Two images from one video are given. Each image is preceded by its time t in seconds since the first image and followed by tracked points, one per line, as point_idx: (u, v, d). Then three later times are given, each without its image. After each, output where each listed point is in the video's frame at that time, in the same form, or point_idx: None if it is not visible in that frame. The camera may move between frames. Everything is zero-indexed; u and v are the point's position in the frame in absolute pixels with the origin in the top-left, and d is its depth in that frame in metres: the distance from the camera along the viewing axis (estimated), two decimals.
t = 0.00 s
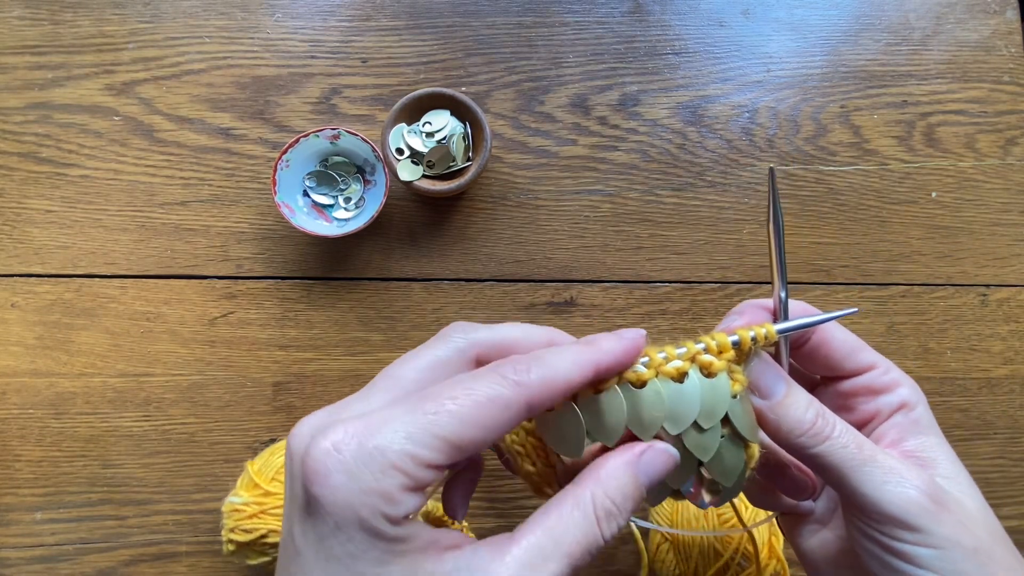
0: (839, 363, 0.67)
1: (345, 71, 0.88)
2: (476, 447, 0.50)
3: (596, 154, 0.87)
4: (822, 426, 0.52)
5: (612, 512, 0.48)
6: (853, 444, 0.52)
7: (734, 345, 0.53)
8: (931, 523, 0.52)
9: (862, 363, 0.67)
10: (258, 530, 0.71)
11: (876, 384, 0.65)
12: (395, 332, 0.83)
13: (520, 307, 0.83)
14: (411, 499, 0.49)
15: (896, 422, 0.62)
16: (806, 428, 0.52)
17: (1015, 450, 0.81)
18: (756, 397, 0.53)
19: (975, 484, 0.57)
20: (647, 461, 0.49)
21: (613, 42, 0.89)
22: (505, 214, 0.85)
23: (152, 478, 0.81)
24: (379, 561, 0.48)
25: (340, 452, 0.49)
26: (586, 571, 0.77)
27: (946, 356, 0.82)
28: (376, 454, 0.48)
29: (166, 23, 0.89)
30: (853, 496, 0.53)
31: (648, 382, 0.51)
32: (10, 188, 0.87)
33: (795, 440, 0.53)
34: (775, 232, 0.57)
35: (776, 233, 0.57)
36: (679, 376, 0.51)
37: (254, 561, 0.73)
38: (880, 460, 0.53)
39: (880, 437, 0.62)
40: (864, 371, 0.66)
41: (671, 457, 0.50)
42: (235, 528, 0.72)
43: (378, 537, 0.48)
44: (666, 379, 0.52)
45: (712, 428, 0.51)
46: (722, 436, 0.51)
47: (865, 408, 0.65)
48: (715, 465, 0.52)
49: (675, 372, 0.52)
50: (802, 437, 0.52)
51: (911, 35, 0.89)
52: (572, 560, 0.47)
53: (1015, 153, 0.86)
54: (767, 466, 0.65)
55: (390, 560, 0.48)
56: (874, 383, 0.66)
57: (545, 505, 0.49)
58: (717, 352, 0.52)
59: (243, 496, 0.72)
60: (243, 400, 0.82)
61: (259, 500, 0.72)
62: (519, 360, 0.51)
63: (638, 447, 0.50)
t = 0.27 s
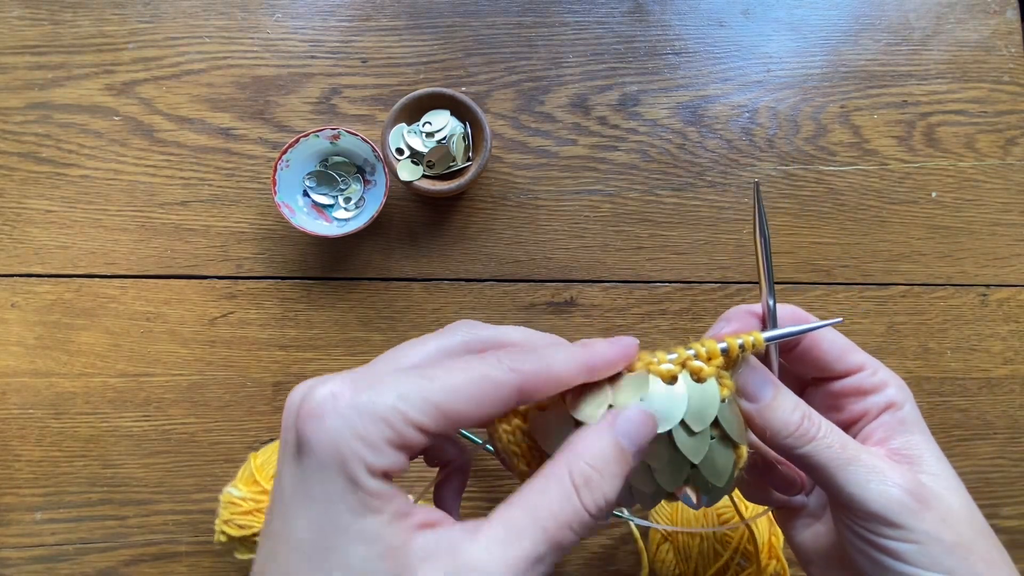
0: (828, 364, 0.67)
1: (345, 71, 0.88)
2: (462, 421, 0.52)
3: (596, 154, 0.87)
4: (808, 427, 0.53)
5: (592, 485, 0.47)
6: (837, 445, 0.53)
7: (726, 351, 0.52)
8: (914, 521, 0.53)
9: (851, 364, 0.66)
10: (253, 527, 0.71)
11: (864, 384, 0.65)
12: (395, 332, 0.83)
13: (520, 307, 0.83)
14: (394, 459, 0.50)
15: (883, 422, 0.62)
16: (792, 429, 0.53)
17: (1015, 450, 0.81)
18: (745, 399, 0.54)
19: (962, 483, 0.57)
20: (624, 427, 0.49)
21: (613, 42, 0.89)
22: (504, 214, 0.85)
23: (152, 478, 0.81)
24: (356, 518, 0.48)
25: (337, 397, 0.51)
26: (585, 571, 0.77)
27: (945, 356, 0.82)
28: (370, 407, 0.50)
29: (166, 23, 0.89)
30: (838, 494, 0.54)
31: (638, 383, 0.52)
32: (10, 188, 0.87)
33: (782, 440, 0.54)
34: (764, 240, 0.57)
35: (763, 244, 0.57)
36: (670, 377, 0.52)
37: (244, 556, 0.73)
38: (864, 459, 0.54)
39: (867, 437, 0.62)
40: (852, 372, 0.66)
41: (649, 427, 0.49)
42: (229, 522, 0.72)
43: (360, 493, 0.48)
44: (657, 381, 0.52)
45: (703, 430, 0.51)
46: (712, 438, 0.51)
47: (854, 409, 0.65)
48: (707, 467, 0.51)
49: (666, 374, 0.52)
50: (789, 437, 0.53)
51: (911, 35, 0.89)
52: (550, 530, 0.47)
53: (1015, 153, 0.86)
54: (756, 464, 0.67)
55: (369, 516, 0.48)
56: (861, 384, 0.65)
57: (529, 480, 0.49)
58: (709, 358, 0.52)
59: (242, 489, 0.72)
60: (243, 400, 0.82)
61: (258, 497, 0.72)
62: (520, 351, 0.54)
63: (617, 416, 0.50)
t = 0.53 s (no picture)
0: (828, 364, 0.67)
1: (345, 71, 0.88)
2: (445, 378, 0.53)
3: (596, 154, 0.87)
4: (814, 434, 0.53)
5: (557, 419, 0.47)
6: (845, 452, 0.53)
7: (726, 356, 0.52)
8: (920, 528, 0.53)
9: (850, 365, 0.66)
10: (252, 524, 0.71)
11: (864, 385, 0.65)
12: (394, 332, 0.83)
13: (520, 307, 0.83)
14: (374, 407, 0.52)
15: (885, 424, 0.62)
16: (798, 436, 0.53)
17: (1015, 450, 0.81)
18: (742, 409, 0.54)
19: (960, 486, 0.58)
20: (593, 366, 0.48)
21: (613, 42, 0.89)
22: (504, 214, 0.85)
23: (152, 478, 0.81)
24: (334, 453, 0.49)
25: (325, 343, 0.52)
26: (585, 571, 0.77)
27: (945, 356, 0.82)
28: (356, 355, 0.52)
29: (166, 23, 0.89)
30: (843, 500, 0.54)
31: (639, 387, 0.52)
32: (10, 188, 0.87)
33: (788, 446, 0.53)
34: (768, 250, 0.56)
35: (769, 248, 0.56)
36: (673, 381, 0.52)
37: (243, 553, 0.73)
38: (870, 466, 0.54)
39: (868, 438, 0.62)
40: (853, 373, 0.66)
41: (622, 366, 0.48)
42: (229, 519, 0.72)
43: (339, 428, 0.50)
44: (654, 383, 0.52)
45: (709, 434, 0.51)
46: (716, 442, 0.52)
47: (854, 410, 0.65)
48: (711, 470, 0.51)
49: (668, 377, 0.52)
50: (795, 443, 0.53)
51: (911, 35, 0.89)
52: (514, 458, 0.47)
53: (1015, 153, 0.86)
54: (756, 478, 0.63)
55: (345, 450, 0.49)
56: (863, 384, 0.65)
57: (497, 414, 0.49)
58: (709, 362, 0.52)
59: (241, 487, 0.73)
60: (243, 400, 0.82)
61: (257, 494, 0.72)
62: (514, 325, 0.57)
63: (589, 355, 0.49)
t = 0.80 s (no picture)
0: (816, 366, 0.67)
1: (345, 71, 0.88)
2: (475, 414, 0.53)
3: (596, 154, 0.87)
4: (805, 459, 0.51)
5: (599, 440, 0.52)
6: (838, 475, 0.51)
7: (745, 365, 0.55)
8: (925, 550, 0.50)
9: (839, 368, 0.66)
10: (248, 524, 0.71)
11: (855, 391, 0.65)
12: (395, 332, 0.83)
13: (520, 307, 0.83)
14: (412, 449, 0.51)
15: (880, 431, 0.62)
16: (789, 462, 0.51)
17: (1015, 450, 0.81)
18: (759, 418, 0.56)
19: (956, 492, 0.57)
20: (635, 389, 0.51)
21: (613, 42, 0.89)
22: (504, 214, 0.85)
23: (152, 478, 0.81)
24: (380, 491, 0.50)
25: (348, 392, 0.50)
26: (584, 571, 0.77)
27: (945, 356, 0.82)
28: (383, 402, 0.50)
29: (166, 23, 0.89)
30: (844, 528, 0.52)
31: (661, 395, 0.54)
32: (10, 188, 0.87)
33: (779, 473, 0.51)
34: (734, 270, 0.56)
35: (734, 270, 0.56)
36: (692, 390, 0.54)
37: (242, 553, 0.73)
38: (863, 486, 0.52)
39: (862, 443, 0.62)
40: (841, 376, 0.66)
41: (659, 386, 0.51)
42: (226, 520, 0.72)
43: (378, 468, 0.50)
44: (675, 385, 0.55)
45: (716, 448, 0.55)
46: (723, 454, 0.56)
47: (846, 415, 0.65)
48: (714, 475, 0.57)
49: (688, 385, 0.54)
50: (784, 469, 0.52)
51: (911, 35, 0.89)
52: (561, 481, 0.51)
53: (1015, 153, 0.86)
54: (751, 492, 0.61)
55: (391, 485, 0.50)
56: (850, 389, 0.65)
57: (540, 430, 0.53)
58: (729, 372, 0.54)
59: (236, 488, 0.72)
60: (243, 400, 0.82)
61: (252, 494, 0.72)
62: (534, 345, 0.55)
63: (626, 373, 0.52)
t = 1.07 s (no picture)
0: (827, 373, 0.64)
1: (345, 71, 0.88)
2: (449, 384, 0.60)
3: (596, 154, 0.87)
4: (808, 492, 0.50)
5: (567, 419, 0.46)
6: (841, 505, 0.50)
7: (761, 390, 0.52)
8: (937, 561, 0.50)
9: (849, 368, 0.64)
10: (264, 527, 0.70)
11: (864, 389, 0.63)
12: (395, 333, 0.83)
13: (520, 307, 0.83)
14: (393, 410, 0.58)
15: (885, 428, 0.61)
16: (791, 498, 0.49)
17: (1015, 450, 0.81)
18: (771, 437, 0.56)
19: (962, 485, 0.57)
20: (605, 362, 0.48)
21: (613, 42, 0.89)
22: (504, 214, 0.85)
23: (152, 478, 0.81)
24: (361, 441, 0.54)
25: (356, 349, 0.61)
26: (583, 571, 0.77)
27: (945, 356, 0.82)
28: (376, 356, 0.59)
29: (166, 23, 0.89)
30: (854, 554, 0.51)
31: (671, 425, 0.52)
32: (10, 188, 0.87)
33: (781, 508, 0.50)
34: (757, 296, 0.51)
35: (757, 295, 0.51)
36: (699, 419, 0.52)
37: (255, 556, 0.73)
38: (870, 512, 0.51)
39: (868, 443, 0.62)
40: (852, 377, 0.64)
41: (629, 365, 0.49)
42: (238, 525, 0.71)
43: (362, 421, 0.55)
44: (687, 428, 0.51)
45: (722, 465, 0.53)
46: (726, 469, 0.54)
47: (853, 415, 0.64)
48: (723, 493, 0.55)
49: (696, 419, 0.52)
50: (790, 506, 0.50)
51: (911, 35, 0.89)
52: (525, 453, 0.46)
53: (1015, 153, 0.86)
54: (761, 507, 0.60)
55: (374, 442, 0.54)
56: (860, 389, 0.63)
57: (505, 410, 0.48)
58: (743, 400, 0.52)
59: (247, 492, 0.72)
60: (243, 400, 0.82)
61: (264, 498, 0.71)
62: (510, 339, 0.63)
63: (599, 350, 0.49)
